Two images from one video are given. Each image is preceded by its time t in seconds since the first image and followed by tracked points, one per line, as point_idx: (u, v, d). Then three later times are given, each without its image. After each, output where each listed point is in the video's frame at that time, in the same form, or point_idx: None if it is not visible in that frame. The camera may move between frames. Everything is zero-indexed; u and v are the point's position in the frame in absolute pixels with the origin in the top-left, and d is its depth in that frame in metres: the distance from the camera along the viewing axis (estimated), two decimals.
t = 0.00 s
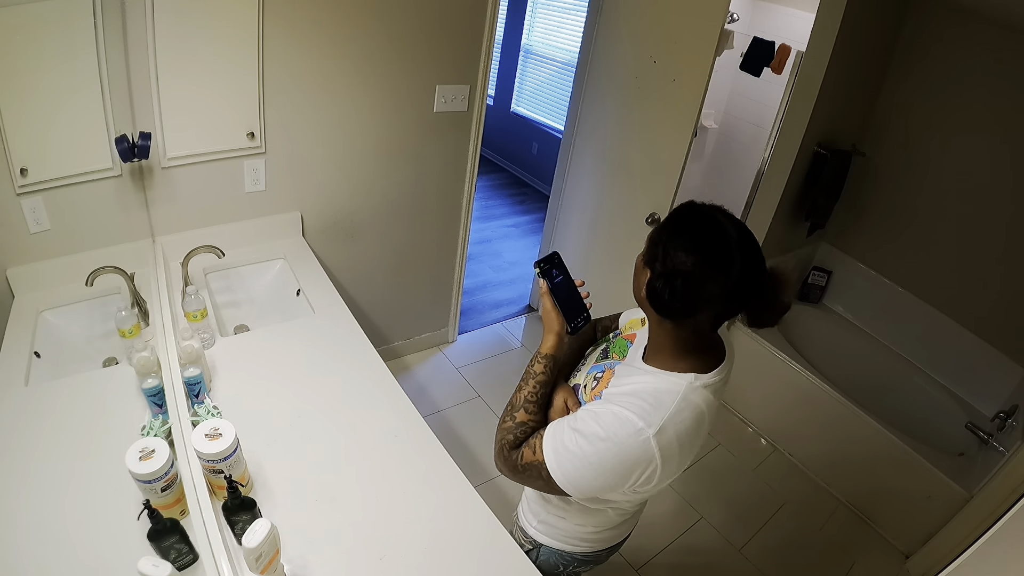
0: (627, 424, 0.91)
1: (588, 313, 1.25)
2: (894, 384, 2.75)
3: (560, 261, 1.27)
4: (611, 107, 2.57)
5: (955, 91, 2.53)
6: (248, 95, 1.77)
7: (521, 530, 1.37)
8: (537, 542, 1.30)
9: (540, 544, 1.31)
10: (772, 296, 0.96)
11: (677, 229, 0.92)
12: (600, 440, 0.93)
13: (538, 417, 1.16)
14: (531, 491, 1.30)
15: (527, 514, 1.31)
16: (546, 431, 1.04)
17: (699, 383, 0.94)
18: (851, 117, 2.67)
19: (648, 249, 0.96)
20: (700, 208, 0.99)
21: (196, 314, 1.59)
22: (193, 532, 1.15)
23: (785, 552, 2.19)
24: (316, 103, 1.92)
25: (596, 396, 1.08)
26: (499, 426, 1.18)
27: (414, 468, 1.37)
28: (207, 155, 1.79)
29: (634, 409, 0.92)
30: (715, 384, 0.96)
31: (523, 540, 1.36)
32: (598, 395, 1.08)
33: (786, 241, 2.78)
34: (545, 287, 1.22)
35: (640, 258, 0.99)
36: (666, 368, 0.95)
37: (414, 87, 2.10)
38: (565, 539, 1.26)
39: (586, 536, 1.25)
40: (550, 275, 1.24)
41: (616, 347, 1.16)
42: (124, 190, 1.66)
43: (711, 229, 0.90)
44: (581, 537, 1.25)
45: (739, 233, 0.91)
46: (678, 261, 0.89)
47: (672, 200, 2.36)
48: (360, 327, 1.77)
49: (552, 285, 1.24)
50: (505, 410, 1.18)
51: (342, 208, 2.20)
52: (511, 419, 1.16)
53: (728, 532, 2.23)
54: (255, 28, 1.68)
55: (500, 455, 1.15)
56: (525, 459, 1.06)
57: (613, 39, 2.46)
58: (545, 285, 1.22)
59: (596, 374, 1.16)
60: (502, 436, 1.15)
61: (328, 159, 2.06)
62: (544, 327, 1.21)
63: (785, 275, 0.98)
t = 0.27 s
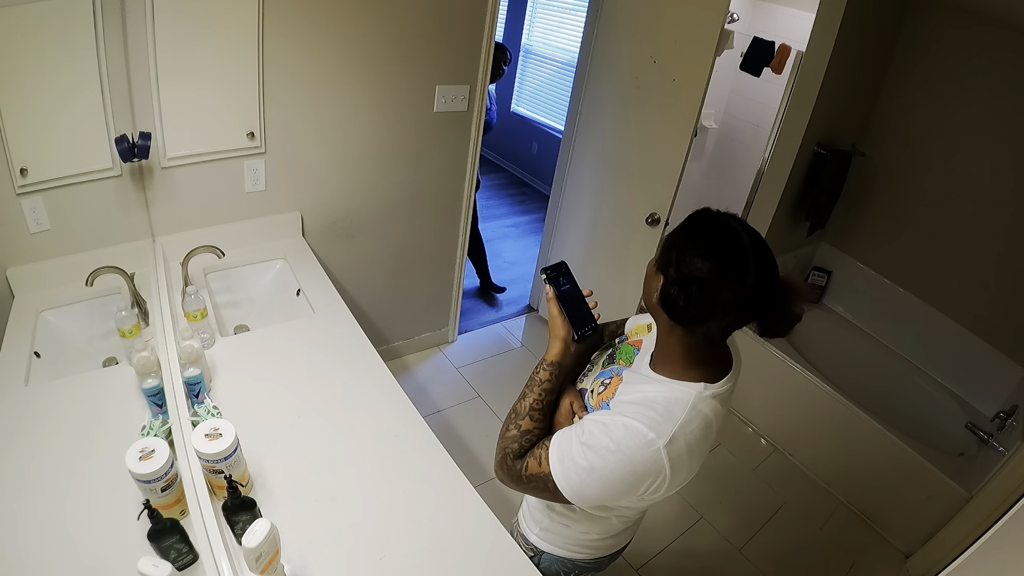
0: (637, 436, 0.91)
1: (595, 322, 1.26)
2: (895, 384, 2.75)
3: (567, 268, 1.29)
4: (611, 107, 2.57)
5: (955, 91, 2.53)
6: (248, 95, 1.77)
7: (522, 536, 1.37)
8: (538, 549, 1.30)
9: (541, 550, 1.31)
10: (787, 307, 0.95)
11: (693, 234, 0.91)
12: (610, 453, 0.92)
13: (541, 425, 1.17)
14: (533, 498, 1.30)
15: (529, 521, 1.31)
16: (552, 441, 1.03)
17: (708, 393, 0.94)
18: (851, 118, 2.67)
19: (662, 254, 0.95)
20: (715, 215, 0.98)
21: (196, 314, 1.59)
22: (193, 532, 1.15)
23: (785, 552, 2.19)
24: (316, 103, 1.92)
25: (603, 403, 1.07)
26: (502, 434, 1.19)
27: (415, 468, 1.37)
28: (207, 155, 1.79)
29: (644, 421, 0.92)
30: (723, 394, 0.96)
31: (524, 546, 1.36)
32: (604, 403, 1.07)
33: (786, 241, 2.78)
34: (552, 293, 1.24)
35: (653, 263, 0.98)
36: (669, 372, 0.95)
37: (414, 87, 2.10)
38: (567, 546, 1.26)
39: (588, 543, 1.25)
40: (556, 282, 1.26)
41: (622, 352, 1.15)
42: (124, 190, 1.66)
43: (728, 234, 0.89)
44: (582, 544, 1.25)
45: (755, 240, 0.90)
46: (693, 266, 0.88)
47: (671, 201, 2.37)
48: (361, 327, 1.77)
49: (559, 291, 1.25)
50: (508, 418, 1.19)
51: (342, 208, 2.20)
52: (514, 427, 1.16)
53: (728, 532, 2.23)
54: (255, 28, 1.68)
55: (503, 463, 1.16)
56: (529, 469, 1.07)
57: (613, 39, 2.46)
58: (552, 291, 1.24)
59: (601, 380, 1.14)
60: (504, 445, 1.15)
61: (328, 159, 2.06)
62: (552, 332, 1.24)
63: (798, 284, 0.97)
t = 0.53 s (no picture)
0: (633, 444, 0.91)
1: (603, 328, 1.23)
2: (895, 384, 2.75)
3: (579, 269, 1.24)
4: (611, 107, 2.57)
5: (955, 92, 2.53)
6: (248, 95, 1.77)
7: (520, 537, 1.37)
8: (536, 551, 1.31)
9: (539, 553, 1.31)
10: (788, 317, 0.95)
11: (694, 245, 0.90)
12: (606, 460, 0.93)
13: (542, 430, 1.17)
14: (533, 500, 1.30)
15: (529, 523, 1.32)
16: (550, 446, 1.04)
17: (708, 403, 0.94)
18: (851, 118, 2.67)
19: (663, 263, 0.95)
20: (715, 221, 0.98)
21: (196, 314, 1.59)
22: (193, 532, 1.15)
23: (785, 552, 2.19)
24: (316, 103, 1.92)
25: (601, 410, 1.07)
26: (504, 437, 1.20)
27: (414, 469, 1.37)
28: (207, 155, 1.79)
29: (640, 429, 0.92)
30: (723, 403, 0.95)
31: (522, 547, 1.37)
32: (602, 409, 1.07)
33: (786, 241, 2.78)
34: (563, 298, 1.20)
35: (653, 270, 0.98)
36: (667, 373, 0.96)
37: (414, 86, 2.10)
38: (564, 549, 1.26)
39: (585, 549, 1.25)
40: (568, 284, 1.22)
41: (624, 359, 1.15)
42: (124, 190, 1.66)
43: (729, 247, 0.89)
44: (580, 549, 1.25)
45: (757, 252, 0.89)
46: (694, 280, 0.88)
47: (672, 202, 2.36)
48: (360, 327, 1.77)
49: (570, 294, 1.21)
50: (511, 422, 1.20)
51: (342, 208, 2.20)
52: (516, 431, 1.17)
53: (728, 532, 2.23)
54: (255, 28, 1.68)
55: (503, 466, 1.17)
56: (528, 472, 1.07)
57: (613, 39, 2.46)
58: (564, 295, 1.19)
59: (602, 386, 1.14)
60: (506, 448, 1.16)
61: (327, 159, 2.06)
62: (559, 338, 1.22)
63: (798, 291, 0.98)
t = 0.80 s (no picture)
0: (629, 444, 0.91)
1: (602, 329, 1.23)
2: (895, 384, 2.74)
3: (576, 271, 1.25)
4: (611, 107, 2.57)
5: (955, 91, 2.53)
6: (248, 95, 1.77)
7: (520, 537, 1.37)
8: (535, 550, 1.31)
9: (538, 552, 1.31)
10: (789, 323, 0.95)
11: (695, 252, 0.90)
12: (601, 460, 0.93)
13: (541, 430, 1.17)
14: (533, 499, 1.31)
15: (528, 522, 1.32)
16: (547, 446, 1.04)
17: (705, 403, 0.93)
18: (851, 118, 2.67)
19: (664, 267, 0.95)
20: (718, 223, 0.97)
21: (196, 314, 1.59)
22: (193, 532, 1.15)
23: (785, 552, 2.19)
24: (316, 103, 1.92)
25: (600, 410, 1.07)
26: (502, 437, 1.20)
27: (415, 469, 1.37)
28: (207, 155, 1.79)
29: (637, 430, 0.92)
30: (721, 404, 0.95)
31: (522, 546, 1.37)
32: (601, 409, 1.07)
33: (786, 241, 2.78)
34: (558, 301, 1.21)
35: (654, 273, 0.97)
36: (667, 373, 0.96)
37: (414, 86, 2.10)
38: (563, 550, 1.26)
39: (584, 549, 1.25)
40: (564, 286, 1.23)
41: (623, 359, 1.15)
42: (124, 190, 1.66)
43: (731, 253, 0.88)
44: (579, 549, 1.25)
45: (758, 258, 0.89)
46: (694, 287, 0.88)
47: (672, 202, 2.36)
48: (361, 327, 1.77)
49: (565, 297, 1.22)
50: (509, 421, 1.20)
51: (341, 208, 2.20)
52: (514, 430, 1.17)
53: (728, 533, 2.23)
54: (255, 29, 1.68)
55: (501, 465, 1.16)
56: (525, 472, 1.07)
57: (614, 39, 2.46)
58: (558, 298, 1.21)
59: (601, 386, 1.14)
60: (504, 447, 1.16)
61: (327, 159, 2.05)
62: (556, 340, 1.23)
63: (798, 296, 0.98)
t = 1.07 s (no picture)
0: (628, 441, 0.91)
1: (603, 326, 1.23)
2: (895, 383, 2.74)
3: (575, 269, 1.26)
4: (612, 107, 2.57)
5: (955, 91, 2.53)
6: (248, 95, 1.77)
7: (522, 535, 1.37)
8: (536, 548, 1.31)
9: (539, 550, 1.31)
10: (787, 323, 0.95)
11: (694, 252, 0.90)
12: (600, 457, 0.93)
13: (541, 426, 1.17)
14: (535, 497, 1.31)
15: (529, 520, 1.32)
16: (546, 442, 1.04)
17: (705, 401, 0.93)
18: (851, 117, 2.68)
19: (663, 266, 0.95)
20: (717, 221, 0.97)
21: (196, 314, 1.59)
22: (193, 532, 1.15)
23: (785, 552, 2.19)
24: (316, 103, 1.92)
25: (600, 407, 1.08)
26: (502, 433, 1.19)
27: (415, 469, 1.37)
28: (207, 155, 1.79)
29: (636, 427, 0.92)
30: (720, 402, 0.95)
31: (523, 544, 1.37)
32: (601, 406, 1.08)
33: (786, 241, 2.79)
34: (557, 297, 1.21)
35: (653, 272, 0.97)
36: (666, 371, 0.96)
37: (414, 86, 2.10)
38: (563, 548, 1.26)
39: (585, 547, 1.25)
40: (563, 283, 1.24)
41: (622, 357, 1.16)
42: (124, 190, 1.66)
43: (730, 253, 0.88)
44: (580, 547, 1.25)
45: (757, 258, 0.89)
46: (693, 288, 0.88)
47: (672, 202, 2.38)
48: (361, 327, 1.77)
49: (564, 293, 1.23)
50: (509, 418, 1.19)
51: (342, 208, 2.20)
52: (514, 426, 1.17)
53: (728, 532, 2.23)
54: (255, 29, 1.68)
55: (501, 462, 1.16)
56: (525, 468, 1.07)
57: (614, 39, 2.46)
58: (557, 294, 1.21)
59: (601, 383, 1.15)
60: (504, 443, 1.15)
61: (327, 159, 2.05)
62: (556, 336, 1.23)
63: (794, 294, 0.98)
